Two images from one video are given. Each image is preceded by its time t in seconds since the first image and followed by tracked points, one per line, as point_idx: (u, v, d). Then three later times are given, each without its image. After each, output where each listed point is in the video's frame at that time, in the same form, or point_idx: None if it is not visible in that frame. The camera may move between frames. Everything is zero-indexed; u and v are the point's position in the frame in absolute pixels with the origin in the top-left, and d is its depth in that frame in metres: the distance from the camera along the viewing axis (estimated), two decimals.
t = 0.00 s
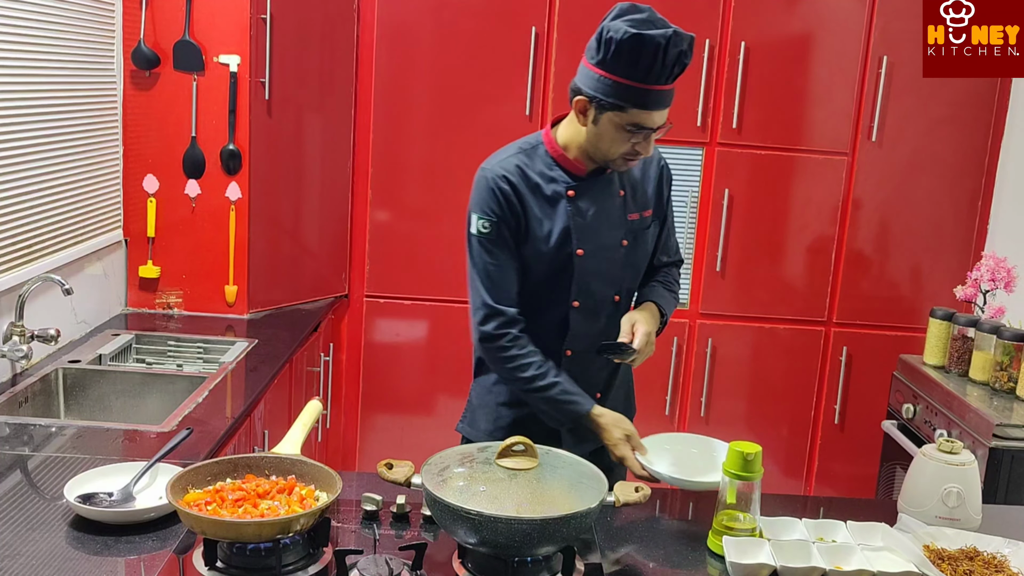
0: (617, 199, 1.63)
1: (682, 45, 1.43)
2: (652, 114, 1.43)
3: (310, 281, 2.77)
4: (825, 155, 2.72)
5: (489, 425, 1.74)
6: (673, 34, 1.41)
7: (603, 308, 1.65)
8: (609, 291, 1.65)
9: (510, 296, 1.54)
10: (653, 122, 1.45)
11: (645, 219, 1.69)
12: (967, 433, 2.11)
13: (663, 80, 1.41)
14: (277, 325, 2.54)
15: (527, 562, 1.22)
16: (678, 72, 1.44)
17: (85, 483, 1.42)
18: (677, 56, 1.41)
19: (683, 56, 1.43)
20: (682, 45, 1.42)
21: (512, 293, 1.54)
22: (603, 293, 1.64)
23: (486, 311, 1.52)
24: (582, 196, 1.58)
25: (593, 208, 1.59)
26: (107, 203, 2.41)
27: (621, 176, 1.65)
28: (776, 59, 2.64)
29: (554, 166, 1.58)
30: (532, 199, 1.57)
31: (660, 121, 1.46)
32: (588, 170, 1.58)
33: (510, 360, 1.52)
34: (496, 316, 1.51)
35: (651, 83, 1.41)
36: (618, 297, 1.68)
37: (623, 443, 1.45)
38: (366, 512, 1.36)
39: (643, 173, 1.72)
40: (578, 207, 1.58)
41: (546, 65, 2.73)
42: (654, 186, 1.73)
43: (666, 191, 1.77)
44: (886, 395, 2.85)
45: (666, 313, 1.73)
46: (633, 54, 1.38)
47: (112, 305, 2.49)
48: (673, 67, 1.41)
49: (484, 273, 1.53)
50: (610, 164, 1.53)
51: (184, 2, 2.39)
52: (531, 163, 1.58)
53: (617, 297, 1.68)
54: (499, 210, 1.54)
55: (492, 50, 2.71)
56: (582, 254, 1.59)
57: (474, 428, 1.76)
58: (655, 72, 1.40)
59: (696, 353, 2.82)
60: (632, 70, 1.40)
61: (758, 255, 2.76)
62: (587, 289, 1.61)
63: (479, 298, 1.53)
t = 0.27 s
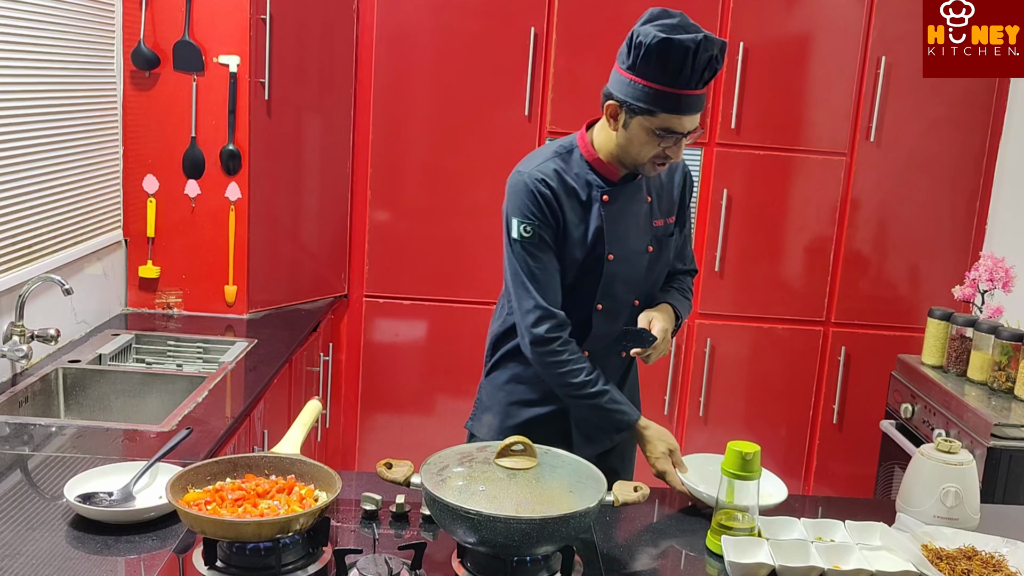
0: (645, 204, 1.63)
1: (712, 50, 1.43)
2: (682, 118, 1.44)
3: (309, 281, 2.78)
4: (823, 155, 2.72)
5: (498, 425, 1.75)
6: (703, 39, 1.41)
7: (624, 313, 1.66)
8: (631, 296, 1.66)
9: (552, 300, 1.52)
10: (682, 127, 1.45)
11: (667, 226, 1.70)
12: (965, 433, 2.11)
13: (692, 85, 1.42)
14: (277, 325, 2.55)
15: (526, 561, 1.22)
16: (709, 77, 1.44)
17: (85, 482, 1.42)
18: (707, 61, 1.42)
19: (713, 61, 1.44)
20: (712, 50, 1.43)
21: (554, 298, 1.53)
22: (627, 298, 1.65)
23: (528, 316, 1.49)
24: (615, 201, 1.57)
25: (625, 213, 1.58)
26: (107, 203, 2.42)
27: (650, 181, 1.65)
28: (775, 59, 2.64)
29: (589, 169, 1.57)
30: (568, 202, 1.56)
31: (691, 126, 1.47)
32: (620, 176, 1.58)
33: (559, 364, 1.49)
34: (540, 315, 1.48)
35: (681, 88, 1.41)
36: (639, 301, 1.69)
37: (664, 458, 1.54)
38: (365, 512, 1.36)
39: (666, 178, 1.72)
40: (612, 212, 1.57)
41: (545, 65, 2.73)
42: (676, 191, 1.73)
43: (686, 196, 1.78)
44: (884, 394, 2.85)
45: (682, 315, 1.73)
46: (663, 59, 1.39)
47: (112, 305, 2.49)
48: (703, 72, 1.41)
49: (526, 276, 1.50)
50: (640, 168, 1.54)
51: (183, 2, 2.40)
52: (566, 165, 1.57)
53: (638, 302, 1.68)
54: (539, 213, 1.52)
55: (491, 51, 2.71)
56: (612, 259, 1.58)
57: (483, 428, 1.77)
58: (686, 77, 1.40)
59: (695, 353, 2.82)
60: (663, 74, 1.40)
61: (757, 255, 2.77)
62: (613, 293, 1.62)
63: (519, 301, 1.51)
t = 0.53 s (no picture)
0: (659, 206, 1.63)
1: (723, 52, 1.42)
2: (689, 121, 1.43)
3: (308, 281, 2.78)
4: (821, 156, 2.73)
5: (503, 420, 1.75)
6: (713, 40, 1.41)
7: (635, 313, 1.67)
8: (642, 296, 1.67)
9: (572, 297, 1.53)
10: (690, 129, 1.44)
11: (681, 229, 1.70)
12: (963, 432, 2.11)
13: (700, 87, 1.41)
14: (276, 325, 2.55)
15: (525, 561, 1.23)
16: (720, 78, 1.43)
17: (85, 481, 1.42)
18: (716, 62, 1.41)
19: (724, 64, 1.43)
20: (723, 52, 1.42)
21: (574, 295, 1.53)
22: (638, 298, 1.66)
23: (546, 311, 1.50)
24: (632, 201, 1.57)
25: (641, 214, 1.59)
26: (106, 203, 2.42)
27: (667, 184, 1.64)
28: (774, 60, 2.65)
29: (607, 168, 1.57)
30: (585, 200, 1.56)
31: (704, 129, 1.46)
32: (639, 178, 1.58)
33: (580, 361, 1.48)
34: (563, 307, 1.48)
35: (688, 89, 1.41)
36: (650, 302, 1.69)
37: (678, 463, 1.48)
38: (364, 511, 1.37)
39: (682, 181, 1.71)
40: (628, 212, 1.57)
41: (544, 66, 2.74)
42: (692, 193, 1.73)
43: (700, 199, 1.76)
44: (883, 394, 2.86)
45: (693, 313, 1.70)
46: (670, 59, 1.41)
47: (112, 305, 2.50)
48: (712, 74, 1.40)
49: (545, 272, 1.51)
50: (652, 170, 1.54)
51: (183, 3, 2.40)
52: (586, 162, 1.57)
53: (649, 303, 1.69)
54: (559, 210, 1.52)
55: (491, 51, 2.72)
56: (625, 259, 1.59)
57: (489, 423, 1.77)
58: (694, 78, 1.40)
59: (694, 353, 2.82)
60: (670, 74, 1.41)
61: (755, 255, 2.77)
62: (624, 292, 1.63)
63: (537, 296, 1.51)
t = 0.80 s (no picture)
0: (670, 205, 1.62)
1: (685, 37, 1.40)
2: (643, 100, 1.41)
3: (308, 281, 2.79)
4: (820, 156, 2.73)
5: (503, 412, 1.75)
6: (672, 24, 1.40)
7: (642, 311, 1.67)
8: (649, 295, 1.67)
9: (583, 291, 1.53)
10: (646, 111, 1.42)
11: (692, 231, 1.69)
12: (961, 432, 2.12)
13: (655, 67, 1.40)
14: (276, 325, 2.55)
15: (524, 560, 1.23)
16: (671, 58, 1.39)
17: (85, 481, 1.43)
18: (673, 44, 1.39)
19: (685, 48, 1.40)
20: (686, 38, 1.40)
21: (584, 290, 1.53)
22: (645, 297, 1.66)
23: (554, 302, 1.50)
24: (642, 199, 1.57)
25: (650, 213, 1.59)
26: (106, 203, 2.42)
27: (679, 184, 1.63)
28: (773, 60, 2.65)
29: (619, 165, 1.57)
30: (595, 195, 1.56)
31: (664, 111, 1.42)
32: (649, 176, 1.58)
33: (588, 355, 1.48)
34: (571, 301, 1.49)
35: (641, 68, 1.40)
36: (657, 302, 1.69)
37: (684, 455, 1.49)
38: (364, 511, 1.38)
39: (698, 182, 1.69)
40: (637, 209, 1.57)
41: (543, 66, 2.74)
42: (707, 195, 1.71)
43: (716, 200, 1.74)
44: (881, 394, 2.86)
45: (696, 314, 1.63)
46: (626, 39, 1.43)
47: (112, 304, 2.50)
48: (664, 53, 1.38)
49: (555, 264, 1.51)
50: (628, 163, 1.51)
51: (183, 4, 2.40)
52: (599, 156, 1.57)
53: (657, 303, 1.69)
54: (571, 203, 1.53)
55: (490, 51, 2.72)
56: (632, 257, 1.59)
57: (489, 415, 1.77)
58: (635, 56, 1.40)
59: (693, 353, 2.83)
60: (625, 54, 1.43)
61: (754, 255, 2.77)
62: (630, 290, 1.63)
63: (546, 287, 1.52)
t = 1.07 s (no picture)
0: (665, 208, 1.62)
1: (667, 37, 1.40)
2: (628, 101, 1.41)
3: (307, 281, 2.79)
4: (819, 156, 2.73)
5: (499, 411, 1.76)
6: (653, 24, 1.41)
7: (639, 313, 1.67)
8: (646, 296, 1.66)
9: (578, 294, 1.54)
10: (632, 112, 1.42)
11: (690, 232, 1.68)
12: (960, 432, 2.12)
13: (638, 68, 1.40)
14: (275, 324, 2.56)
15: (524, 560, 1.24)
16: (653, 58, 1.40)
17: (85, 481, 1.43)
18: (655, 44, 1.40)
19: (668, 48, 1.40)
20: (669, 37, 1.40)
21: (578, 293, 1.54)
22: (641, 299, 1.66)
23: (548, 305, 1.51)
24: (636, 201, 1.56)
25: (644, 215, 1.59)
26: (106, 204, 2.43)
27: (674, 185, 1.63)
28: (771, 61, 2.66)
29: (613, 168, 1.58)
30: (588, 198, 1.57)
31: (650, 112, 1.42)
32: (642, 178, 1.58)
33: (584, 356, 1.49)
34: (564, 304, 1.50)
35: (625, 69, 1.41)
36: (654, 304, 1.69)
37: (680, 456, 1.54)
38: (363, 510, 1.38)
39: (695, 184, 1.69)
40: (631, 211, 1.57)
41: (542, 66, 2.75)
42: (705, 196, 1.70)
43: (715, 202, 1.73)
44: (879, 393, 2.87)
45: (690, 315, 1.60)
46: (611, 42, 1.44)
47: (112, 304, 2.50)
48: (645, 53, 1.39)
49: (547, 267, 1.53)
50: (622, 166, 1.51)
51: (183, 4, 2.41)
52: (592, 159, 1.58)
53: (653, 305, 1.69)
54: (564, 206, 1.54)
55: (489, 51, 2.73)
56: (626, 259, 1.60)
57: (485, 414, 1.78)
58: (617, 56, 1.42)
59: (691, 352, 2.83)
60: (611, 56, 1.44)
61: (752, 255, 2.78)
62: (626, 292, 1.64)
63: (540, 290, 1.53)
